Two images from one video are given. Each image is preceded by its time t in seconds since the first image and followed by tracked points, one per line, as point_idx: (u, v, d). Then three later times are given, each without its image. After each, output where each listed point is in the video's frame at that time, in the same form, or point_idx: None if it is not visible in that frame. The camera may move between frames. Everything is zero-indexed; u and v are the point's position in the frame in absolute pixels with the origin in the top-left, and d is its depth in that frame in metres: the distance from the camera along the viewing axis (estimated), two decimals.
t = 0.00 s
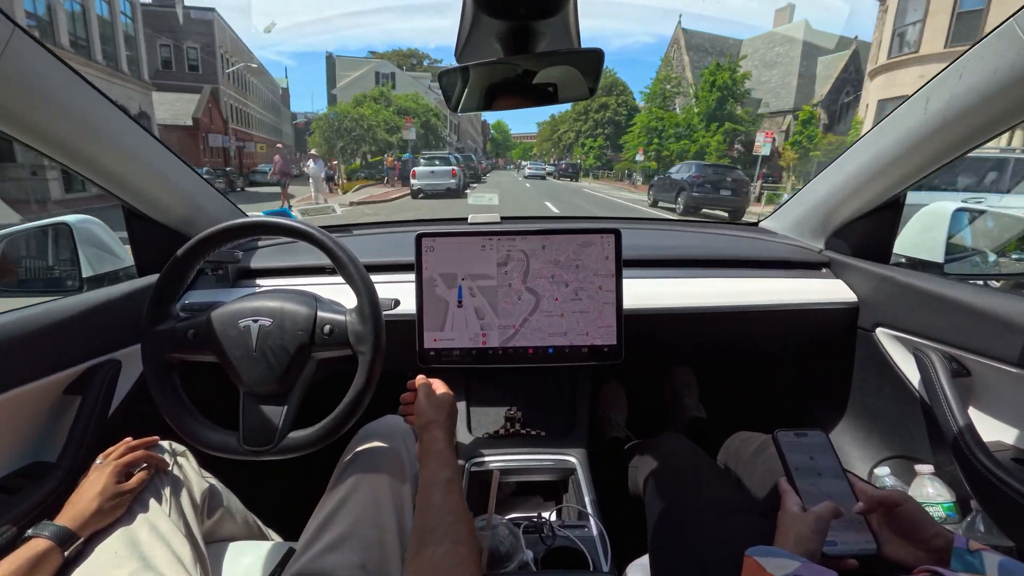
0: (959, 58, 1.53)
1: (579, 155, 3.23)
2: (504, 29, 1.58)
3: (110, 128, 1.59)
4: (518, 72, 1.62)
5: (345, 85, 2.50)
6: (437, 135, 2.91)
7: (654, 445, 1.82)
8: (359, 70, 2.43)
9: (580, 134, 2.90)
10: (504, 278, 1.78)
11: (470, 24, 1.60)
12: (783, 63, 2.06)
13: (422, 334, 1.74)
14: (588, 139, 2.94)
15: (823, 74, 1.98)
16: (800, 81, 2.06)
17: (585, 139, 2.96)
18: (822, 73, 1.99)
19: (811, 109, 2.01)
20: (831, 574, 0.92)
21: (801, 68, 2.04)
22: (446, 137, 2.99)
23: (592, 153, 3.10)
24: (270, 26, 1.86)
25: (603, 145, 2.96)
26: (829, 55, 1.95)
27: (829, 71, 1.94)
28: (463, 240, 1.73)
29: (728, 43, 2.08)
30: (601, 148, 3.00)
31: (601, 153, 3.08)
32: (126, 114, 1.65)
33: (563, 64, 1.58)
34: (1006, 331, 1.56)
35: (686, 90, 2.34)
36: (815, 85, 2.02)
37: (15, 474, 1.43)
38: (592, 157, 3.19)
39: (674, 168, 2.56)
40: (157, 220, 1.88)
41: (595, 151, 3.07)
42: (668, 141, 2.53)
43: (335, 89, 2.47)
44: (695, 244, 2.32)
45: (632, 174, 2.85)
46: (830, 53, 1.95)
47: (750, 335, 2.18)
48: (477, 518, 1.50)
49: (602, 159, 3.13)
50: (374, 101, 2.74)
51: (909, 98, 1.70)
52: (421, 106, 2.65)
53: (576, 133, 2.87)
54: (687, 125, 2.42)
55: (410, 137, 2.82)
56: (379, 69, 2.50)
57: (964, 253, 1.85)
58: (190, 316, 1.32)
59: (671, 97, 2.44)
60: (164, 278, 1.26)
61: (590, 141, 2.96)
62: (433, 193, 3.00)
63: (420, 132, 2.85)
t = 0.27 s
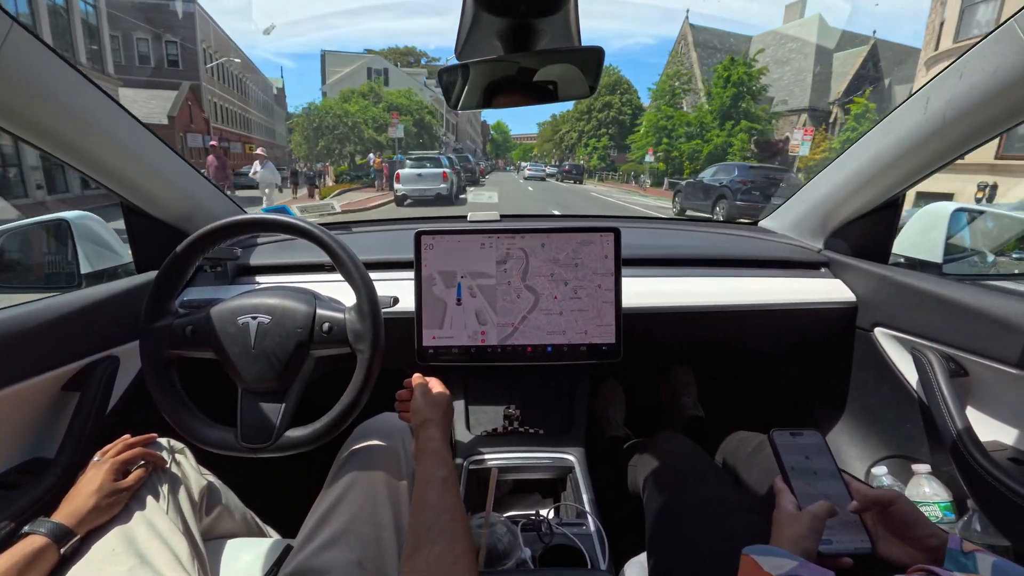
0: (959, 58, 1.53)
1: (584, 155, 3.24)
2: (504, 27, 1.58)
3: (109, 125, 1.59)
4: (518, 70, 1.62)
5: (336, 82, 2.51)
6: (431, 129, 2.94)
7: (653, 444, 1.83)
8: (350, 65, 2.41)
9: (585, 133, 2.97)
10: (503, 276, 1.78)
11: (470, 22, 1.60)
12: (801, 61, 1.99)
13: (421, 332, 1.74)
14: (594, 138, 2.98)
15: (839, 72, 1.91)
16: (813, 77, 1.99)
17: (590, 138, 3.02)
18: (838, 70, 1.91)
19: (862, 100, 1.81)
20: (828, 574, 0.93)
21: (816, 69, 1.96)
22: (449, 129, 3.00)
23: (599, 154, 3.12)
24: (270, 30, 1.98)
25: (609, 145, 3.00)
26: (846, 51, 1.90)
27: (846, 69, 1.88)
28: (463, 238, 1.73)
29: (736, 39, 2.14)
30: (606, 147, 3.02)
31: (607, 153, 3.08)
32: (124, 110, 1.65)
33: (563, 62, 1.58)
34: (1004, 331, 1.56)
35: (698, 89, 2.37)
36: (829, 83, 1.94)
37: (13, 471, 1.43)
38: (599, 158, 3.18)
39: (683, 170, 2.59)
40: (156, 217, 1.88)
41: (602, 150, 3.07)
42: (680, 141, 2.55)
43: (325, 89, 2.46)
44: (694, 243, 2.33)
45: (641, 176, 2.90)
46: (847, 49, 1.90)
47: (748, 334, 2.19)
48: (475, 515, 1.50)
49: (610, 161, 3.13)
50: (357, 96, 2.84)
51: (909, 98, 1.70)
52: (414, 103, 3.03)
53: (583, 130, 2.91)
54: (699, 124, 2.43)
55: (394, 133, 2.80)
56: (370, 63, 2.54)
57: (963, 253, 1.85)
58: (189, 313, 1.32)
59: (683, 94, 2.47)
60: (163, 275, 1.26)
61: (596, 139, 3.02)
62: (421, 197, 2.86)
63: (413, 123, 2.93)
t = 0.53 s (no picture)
0: (957, 62, 1.54)
1: (587, 155, 3.02)
2: (505, 29, 1.58)
3: (108, 125, 1.59)
4: (518, 72, 1.62)
5: (325, 77, 2.47)
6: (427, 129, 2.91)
7: (653, 446, 1.82)
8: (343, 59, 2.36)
9: (583, 132, 2.79)
10: (503, 278, 1.78)
11: (471, 24, 1.61)
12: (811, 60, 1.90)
13: (421, 333, 1.74)
14: (593, 137, 2.84)
15: (858, 67, 1.82)
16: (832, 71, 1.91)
17: (590, 137, 2.85)
18: (858, 65, 1.82)
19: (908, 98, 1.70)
20: None
21: (830, 67, 1.89)
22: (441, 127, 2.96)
23: (600, 153, 2.94)
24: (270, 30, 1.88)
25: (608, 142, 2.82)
26: (864, 45, 1.80)
27: (866, 63, 1.78)
28: (463, 240, 1.73)
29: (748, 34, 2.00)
30: (604, 147, 2.86)
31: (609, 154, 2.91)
32: (124, 110, 1.65)
33: (563, 64, 1.58)
34: (1002, 335, 1.56)
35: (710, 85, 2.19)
36: (848, 80, 1.86)
37: (10, 471, 1.42)
38: (601, 160, 2.99)
39: (691, 172, 2.49)
40: (154, 216, 1.88)
41: (604, 151, 2.90)
42: (694, 141, 2.36)
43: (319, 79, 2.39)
44: (693, 245, 2.33)
45: (649, 178, 2.74)
46: (863, 43, 1.80)
47: (748, 338, 2.19)
48: (474, 517, 1.50)
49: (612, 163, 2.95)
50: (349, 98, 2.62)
51: (909, 102, 1.70)
52: (405, 99, 2.84)
53: (582, 128, 2.74)
54: (714, 122, 2.26)
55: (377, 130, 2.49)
56: (360, 58, 2.52)
57: (963, 256, 1.85)
58: (188, 314, 1.32)
59: (693, 89, 2.24)
60: (162, 276, 1.25)
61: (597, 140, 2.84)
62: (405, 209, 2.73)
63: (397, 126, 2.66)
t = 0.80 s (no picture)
0: (956, 65, 1.54)
1: (592, 155, 2.92)
2: (505, 30, 1.58)
3: (109, 125, 1.59)
4: (519, 74, 1.62)
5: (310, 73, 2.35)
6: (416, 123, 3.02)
7: (652, 448, 1.82)
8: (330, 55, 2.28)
9: (587, 133, 2.71)
10: (503, 279, 1.78)
11: (471, 25, 1.61)
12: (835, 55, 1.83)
13: (420, 334, 1.74)
14: (595, 139, 2.77)
15: (879, 62, 1.77)
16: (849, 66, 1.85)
17: (593, 138, 2.76)
18: (876, 60, 1.78)
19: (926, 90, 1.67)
20: None
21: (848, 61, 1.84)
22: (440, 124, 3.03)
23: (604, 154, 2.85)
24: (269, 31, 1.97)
25: (613, 142, 2.74)
26: (883, 39, 1.76)
27: (887, 57, 1.74)
28: (462, 240, 1.73)
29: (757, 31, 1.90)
30: (609, 147, 2.78)
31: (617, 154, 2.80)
32: (124, 109, 1.65)
33: (563, 66, 1.58)
34: (1001, 337, 1.56)
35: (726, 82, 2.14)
36: (869, 74, 1.82)
37: (8, 471, 1.42)
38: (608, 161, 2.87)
39: (702, 172, 2.47)
40: (154, 217, 1.88)
41: (609, 152, 2.80)
42: (707, 139, 2.32)
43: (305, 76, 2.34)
44: (693, 247, 2.33)
45: (658, 179, 2.69)
46: (884, 36, 1.77)
47: (747, 339, 2.19)
48: (473, 518, 1.50)
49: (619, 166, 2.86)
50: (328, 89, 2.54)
51: (909, 105, 1.70)
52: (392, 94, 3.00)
53: (584, 128, 2.66)
54: (730, 120, 2.20)
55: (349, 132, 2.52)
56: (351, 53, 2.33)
57: (963, 258, 1.84)
58: (187, 313, 1.32)
59: (707, 85, 2.17)
60: (162, 275, 1.25)
61: (604, 139, 2.75)
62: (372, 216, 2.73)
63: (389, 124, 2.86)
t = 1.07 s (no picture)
0: (956, 67, 1.54)
1: (592, 156, 2.94)
2: (506, 32, 1.58)
3: (109, 124, 1.59)
4: (518, 75, 1.62)
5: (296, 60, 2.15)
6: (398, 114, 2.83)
7: (651, 450, 1.82)
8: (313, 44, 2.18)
9: (591, 131, 2.66)
10: (502, 280, 1.78)
11: (472, 27, 1.61)
12: (857, 49, 1.78)
13: (419, 335, 1.73)
14: (596, 141, 2.77)
15: (902, 55, 1.67)
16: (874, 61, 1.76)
17: (594, 139, 2.75)
18: (899, 54, 1.68)
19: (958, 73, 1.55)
20: None
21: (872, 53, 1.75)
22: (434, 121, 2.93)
23: (604, 157, 2.86)
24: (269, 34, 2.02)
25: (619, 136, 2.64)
26: (906, 32, 1.67)
27: (911, 50, 1.64)
28: (462, 241, 1.73)
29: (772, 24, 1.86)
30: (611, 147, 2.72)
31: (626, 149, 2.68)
32: (122, 109, 1.64)
33: (563, 67, 1.58)
34: (1000, 340, 1.56)
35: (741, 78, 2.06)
36: (891, 70, 1.72)
37: (6, 471, 1.41)
38: (621, 150, 2.70)
39: (716, 174, 2.31)
40: (154, 216, 1.88)
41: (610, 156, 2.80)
42: (723, 138, 2.19)
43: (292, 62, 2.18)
44: (693, 248, 2.33)
45: (672, 180, 2.48)
46: (907, 30, 1.67)
47: (746, 341, 2.19)
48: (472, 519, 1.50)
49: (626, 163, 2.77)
50: (302, 79, 2.22)
51: (909, 106, 1.70)
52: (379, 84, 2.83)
53: (584, 127, 2.62)
54: (748, 117, 2.08)
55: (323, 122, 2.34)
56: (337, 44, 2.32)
57: (961, 261, 1.84)
58: (186, 314, 1.32)
59: (722, 80, 2.09)
60: (161, 276, 1.25)
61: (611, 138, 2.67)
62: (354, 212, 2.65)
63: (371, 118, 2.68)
